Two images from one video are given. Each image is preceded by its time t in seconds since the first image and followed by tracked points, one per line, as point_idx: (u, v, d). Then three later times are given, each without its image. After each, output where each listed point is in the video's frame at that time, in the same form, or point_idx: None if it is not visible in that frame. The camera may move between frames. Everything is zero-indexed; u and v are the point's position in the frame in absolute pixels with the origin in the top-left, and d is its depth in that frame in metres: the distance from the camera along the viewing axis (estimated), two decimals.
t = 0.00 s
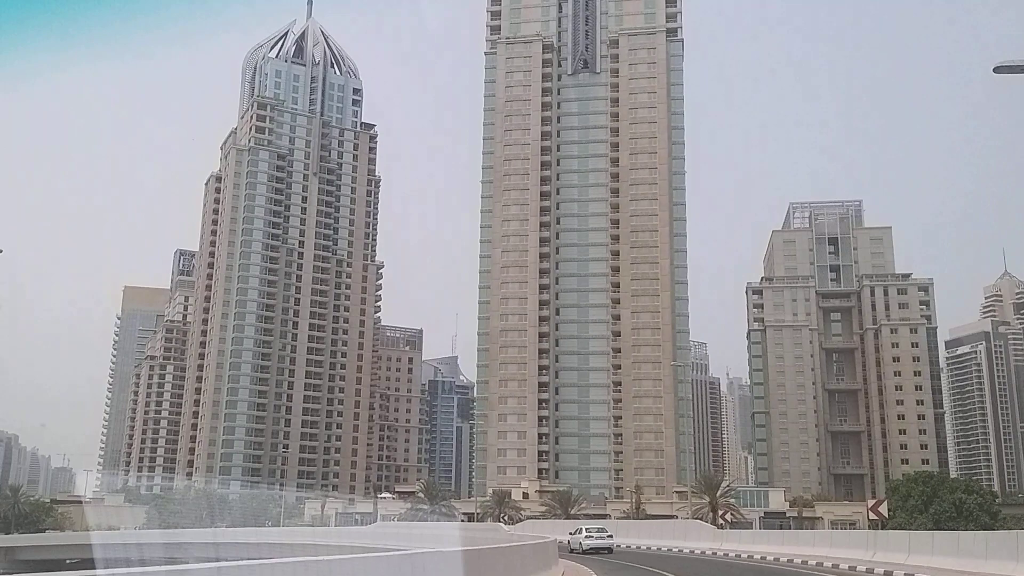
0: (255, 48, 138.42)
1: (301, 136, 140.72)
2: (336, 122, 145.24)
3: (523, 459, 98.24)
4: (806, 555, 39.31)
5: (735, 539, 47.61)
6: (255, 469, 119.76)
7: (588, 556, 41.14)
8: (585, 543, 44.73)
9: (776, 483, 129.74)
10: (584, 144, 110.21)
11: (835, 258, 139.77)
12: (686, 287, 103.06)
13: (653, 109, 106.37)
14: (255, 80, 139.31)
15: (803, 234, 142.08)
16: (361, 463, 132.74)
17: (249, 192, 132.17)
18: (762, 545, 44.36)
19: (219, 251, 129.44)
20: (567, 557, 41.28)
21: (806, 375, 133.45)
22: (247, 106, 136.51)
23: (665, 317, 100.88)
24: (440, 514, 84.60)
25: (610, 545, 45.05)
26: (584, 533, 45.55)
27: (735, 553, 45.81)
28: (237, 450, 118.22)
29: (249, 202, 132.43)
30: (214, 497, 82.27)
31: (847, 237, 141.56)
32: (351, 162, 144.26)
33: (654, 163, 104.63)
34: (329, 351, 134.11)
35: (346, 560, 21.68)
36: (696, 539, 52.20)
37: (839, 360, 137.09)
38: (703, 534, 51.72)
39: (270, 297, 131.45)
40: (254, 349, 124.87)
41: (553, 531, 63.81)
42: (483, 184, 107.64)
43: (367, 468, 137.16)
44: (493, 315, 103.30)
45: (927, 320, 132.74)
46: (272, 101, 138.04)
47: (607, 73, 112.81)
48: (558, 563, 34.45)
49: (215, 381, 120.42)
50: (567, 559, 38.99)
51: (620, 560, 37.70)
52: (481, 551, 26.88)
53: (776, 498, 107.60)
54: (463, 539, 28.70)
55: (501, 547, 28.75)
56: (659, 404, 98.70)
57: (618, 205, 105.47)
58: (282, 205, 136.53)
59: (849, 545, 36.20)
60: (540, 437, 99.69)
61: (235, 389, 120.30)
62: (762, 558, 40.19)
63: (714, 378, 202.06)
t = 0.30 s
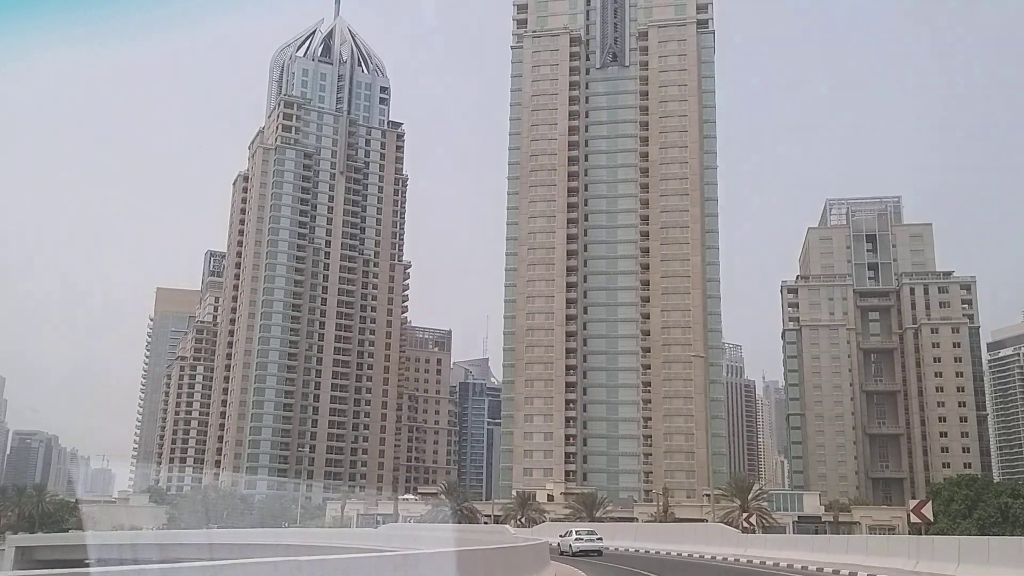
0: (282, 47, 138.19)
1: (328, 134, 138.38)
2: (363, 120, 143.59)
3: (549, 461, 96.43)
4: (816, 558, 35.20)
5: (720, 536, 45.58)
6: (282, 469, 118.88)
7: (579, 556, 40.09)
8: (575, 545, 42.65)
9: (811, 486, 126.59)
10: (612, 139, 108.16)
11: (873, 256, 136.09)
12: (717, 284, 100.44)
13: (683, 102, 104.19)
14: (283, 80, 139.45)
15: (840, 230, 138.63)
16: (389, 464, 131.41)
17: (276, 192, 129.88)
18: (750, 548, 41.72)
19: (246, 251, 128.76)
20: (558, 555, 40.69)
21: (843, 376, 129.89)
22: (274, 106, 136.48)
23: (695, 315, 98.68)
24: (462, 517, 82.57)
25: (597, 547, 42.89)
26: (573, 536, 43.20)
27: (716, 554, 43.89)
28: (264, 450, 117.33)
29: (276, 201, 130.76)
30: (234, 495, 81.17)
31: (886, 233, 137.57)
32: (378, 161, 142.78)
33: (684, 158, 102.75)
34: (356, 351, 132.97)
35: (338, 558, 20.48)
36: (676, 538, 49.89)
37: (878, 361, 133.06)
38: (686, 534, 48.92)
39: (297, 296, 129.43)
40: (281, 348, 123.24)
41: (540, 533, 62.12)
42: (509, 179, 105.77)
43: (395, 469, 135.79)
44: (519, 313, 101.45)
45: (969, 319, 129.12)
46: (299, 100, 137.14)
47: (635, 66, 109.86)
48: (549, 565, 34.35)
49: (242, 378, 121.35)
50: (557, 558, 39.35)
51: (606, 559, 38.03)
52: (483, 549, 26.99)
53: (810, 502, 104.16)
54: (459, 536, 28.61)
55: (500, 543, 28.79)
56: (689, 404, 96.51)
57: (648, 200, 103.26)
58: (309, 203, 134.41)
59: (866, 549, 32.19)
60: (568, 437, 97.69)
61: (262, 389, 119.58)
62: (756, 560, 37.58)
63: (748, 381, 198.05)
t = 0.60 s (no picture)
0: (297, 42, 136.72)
1: (345, 129, 136.56)
2: (379, 116, 141.95)
3: (567, 460, 94.37)
4: (834, 564, 33.07)
5: (724, 536, 43.98)
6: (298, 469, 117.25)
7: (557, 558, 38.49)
8: (553, 544, 41.33)
9: (837, 487, 123.57)
10: (631, 131, 105.77)
11: (901, 250, 133.24)
12: (740, 278, 97.87)
13: (704, 92, 101.74)
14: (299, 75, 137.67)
15: (867, 224, 135.63)
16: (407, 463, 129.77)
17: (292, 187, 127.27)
18: (758, 551, 39.89)
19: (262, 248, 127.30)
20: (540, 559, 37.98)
21: (871, 373, 126.71)
22: (290, 102, 134.64)
23: (717, 311, 96.22)
24: (476, 517, 80.76)
25: (581, 547, 41.70)
26: (552, 535, 41.96)
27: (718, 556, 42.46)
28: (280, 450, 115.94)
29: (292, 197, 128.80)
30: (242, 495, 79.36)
31: (914, 227, 134.96)
32: (394, 158, 141.38)
33: (705, 149, 100.36)
34: (372, 349, 131.55)
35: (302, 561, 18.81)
36: (680, 539, 47.88)
37: (906, 358, 129.59)
38: (690, 536, 47.06)
39: (313, 293, 127.72)
40: (298, 346, 121.67)
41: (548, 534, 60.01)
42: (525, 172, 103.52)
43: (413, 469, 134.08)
44: (535, 309, 99.27)
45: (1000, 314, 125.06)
46: (315, 95, 135.32)
47: (655, 56, 108.02)
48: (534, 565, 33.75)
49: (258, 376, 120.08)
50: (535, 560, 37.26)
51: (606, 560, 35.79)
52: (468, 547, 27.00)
53: (836, 502, 101.34)
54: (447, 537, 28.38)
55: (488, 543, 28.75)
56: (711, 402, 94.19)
57: (668, 192, 100.86)
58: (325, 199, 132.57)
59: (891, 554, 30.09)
60: (586, 436, 95.54)
61: (278, 387, 118.00)
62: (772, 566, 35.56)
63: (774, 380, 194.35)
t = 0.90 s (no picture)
0: (356, 35, 137.76)
1: (402, 120, 135.88)
2: (437, 106, 140.53)
3: (627, 453, 91.87)
4: (907, 570, 29.82)
5: (762, 534, 43.31)
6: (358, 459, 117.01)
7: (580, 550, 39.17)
8: (575, 537, 42.50)
9: (913, 483, 119.00)
10: (694, 114, 102.98)
11: (980, 237, 125.90)
12: (809, 266, 94.20)
13: (770, 72, 98.17)
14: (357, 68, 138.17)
15: (944, 208, 128.16)
16: (467, 456, 128.39)
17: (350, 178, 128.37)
18: (806, 550, 38.66)
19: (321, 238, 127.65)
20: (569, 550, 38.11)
21: (949, 365, 122.29)
22: (348, 93, 134.89)
23: (785, 299, 92.69)
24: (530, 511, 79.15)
25: (603, 540, 42.32)
26: (575, 528, 42.65)
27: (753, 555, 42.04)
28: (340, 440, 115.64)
29: (350, 187, 128.83)
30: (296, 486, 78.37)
31: (994, 211, 127.85)
32: (453, 147, 139.42)
33: (772, 131, 96.86)
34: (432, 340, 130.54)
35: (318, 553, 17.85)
36: (717, 536, 47.47)
37: (987, 350, 122.98)
38: (730, 531, 46.27)
39: (372, 284, 127.08)
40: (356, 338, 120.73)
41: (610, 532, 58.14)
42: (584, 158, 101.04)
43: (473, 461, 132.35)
44: (594, 298, 96.82)
45: None
46: (373, 86, 135.31)
47: (718, 36, 105.02)
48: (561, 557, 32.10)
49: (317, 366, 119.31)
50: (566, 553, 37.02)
51: (657, 560, 33.44)
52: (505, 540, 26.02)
53: (913, 499, 96.74)
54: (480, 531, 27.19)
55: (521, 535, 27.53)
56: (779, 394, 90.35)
57: (732, 176, 97.52)
58: (383, 190, 131.93)
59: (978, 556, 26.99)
60: (647, 429, 92.84)
61: (337, 378, 117.82)
62: (832, 569, 32.67)
63: (846, 374, 188.45)
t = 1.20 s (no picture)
0: (380, 23, 135.23)
1: (429, 109, 133.22)
2: (464, 95, 138.68)
3: (657, 447, 89.75)
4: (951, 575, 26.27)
5: (784, 528, 39.97)
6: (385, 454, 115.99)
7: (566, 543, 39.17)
8: (566, 531, 42.08)
9: (955, 477, 115.41)
10: (725, 97, 100.30)
11: None
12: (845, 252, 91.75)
13: (804, 52, 95.16)
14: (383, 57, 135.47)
15: (986, 194, 123.54)
16: (495, 449, 127.35)
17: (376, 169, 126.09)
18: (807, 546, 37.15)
19: (347, 231, 125.68)
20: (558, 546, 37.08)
21: (992, 355, 118.81)
22: (374, 83, 132.00)
23: (821, 286, 89.93)
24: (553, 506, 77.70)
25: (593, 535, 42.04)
26: (566, 523, 42.08)
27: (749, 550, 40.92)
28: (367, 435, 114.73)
29: (376, 180, 126.41)
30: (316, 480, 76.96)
31: None
32: (480, 137, 137.86)
33: (806, 113, 93.91)
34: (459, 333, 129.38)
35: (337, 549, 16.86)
36: (708, 529, 46.59)
37: None
38: (728, 527, 44.79)
39: (398, 277, 125.09)
40: (383, 331, 119.81)
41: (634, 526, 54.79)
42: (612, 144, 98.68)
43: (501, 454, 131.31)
44: (622, 288, 94.46)
45: None
46: (399, 76, 132.36)
47: (750, 17, 102.19)
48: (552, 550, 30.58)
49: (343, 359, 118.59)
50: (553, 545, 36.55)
51: (663, 556, 32.19)
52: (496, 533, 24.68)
53: (955, 493, 93.38)
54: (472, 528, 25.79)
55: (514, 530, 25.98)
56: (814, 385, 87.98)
57: (764, 160, 94.78)
58: (409, 182, 129.72)
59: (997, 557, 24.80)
60: (678, 422, 90.52)
61: (364, 372, 116.61)
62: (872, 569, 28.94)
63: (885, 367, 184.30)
